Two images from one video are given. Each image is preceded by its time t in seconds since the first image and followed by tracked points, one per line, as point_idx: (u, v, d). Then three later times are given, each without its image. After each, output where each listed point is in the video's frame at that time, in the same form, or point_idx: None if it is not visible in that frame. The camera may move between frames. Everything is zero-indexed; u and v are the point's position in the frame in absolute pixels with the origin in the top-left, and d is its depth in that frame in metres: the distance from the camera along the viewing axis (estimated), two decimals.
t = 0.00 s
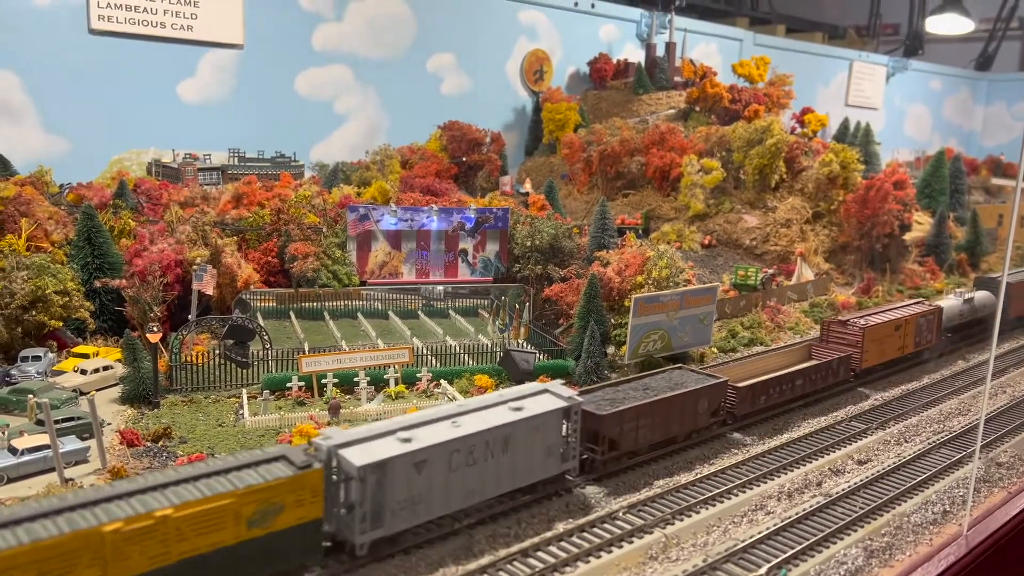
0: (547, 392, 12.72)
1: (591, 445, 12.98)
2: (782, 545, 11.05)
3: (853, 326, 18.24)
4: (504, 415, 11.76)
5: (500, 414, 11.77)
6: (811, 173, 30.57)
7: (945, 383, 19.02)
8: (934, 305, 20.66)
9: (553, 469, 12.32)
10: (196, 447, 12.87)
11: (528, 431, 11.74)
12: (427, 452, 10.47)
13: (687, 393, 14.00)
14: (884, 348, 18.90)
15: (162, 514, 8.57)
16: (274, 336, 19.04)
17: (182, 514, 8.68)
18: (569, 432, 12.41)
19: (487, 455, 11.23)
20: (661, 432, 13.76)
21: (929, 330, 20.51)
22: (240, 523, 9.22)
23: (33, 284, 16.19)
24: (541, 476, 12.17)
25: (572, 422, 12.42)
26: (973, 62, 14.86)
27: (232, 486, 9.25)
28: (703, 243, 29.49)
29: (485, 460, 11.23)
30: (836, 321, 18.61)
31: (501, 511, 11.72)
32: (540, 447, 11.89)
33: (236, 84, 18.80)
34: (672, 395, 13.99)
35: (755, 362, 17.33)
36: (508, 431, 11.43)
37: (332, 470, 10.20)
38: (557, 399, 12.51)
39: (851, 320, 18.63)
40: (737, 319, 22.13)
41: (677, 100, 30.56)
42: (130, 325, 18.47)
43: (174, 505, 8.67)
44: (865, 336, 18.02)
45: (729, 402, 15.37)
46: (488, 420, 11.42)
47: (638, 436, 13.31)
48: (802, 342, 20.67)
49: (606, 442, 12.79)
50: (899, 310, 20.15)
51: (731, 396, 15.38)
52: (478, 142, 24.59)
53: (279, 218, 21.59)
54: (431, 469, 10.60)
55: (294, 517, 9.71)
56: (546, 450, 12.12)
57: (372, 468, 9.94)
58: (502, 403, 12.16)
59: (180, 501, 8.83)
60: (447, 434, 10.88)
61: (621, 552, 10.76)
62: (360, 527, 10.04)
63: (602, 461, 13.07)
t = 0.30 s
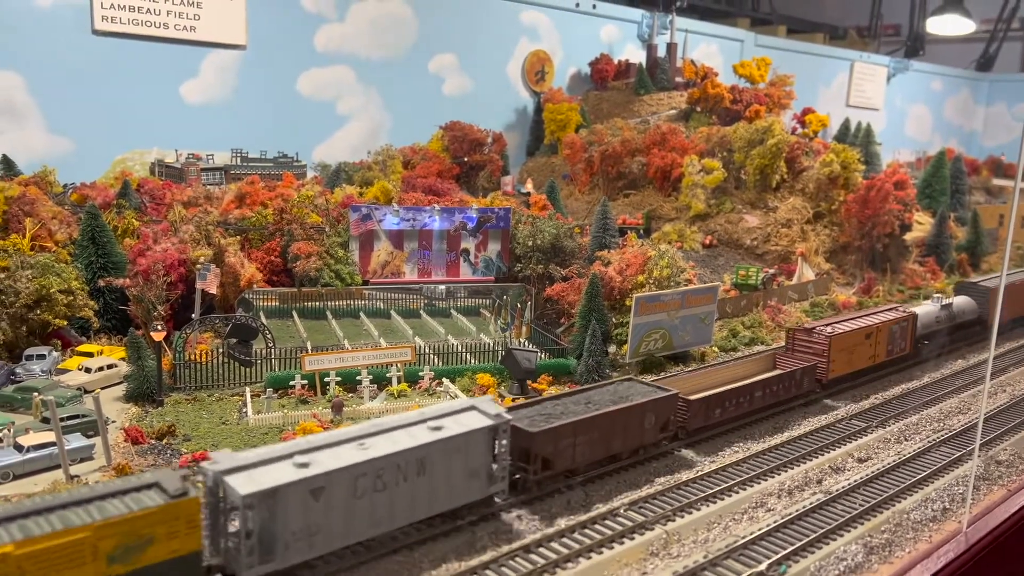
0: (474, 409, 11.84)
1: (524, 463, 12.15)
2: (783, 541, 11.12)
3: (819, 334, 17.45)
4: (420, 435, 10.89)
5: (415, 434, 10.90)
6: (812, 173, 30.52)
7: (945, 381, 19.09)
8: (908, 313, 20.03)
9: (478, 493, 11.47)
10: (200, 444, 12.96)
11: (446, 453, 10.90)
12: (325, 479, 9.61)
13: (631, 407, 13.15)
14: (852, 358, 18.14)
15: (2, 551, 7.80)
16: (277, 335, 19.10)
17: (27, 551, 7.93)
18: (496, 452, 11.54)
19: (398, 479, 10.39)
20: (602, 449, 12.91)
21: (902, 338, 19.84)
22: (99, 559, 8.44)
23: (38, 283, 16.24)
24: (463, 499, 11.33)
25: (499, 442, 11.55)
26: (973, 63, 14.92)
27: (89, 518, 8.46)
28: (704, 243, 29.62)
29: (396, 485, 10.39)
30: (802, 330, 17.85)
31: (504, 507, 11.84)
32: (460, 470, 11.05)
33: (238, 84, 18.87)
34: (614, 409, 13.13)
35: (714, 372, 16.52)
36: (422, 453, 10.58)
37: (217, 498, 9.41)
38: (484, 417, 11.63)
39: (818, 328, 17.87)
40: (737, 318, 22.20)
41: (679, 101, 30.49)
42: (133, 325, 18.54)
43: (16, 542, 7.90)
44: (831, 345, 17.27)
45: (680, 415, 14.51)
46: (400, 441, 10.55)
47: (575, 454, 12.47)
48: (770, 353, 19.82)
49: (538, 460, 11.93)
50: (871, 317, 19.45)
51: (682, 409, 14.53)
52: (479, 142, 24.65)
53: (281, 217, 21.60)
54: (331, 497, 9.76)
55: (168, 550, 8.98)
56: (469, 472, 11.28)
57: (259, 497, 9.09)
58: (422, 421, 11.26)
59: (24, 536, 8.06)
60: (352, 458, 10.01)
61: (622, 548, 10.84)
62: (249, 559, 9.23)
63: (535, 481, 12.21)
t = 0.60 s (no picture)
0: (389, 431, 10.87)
1: (449, 488, 11.18)
2: (784, 539, 11.21)
3: (781, 343, 16.65)
4: (326, 460, 9.90)
5: (320, 459, 9.88)
6: (813, 172, 30.48)
7: (945, 381, 19.18)
8: (880, 319, 19.19)
9: (392, 522, 10.47)
10: (206, 443, 13.04)
11: (355, 479, 9.90)
12: (210, 510, 8.50)
13: (569, 424, 12.31)
14: (818, 368, 17.28)
15: None
16: (280, 334, 19.17)
17: None
18: (412, 477, 10.56)
19: (297, 510, 9.34)
20: (537, 470, 12.04)
21: (874, 346, 19.00)
22: None
23: (43, 282, 16.36)
24: (374, 529, 10.31)
25: (416, 467, 10.59)
26: (973, 64, 15.16)
27: None
28: (705, 242, 29.75)
29: (294, 516, 9.33)
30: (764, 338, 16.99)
31: (507, 505, 11.92)
32: (371, 497, 10.03)
33: (240, 84, 18.94)
34: (551, 426, 12.30)
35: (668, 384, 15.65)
36: (326, 480, 9.55)
37: (81, 531, 8.08)
38: (400, 439, 10.67)
39: (781, 336, 17.02)
40: (739, 318, 22.28)
41: (680, 102, 30.63)
42: (138, 324, 18.70)
43: None
44: (794, 355, 16.41)
45: (627, 431, 13.64)
46: (304, 466, 9.55)
47: (506, 476, 11.64)
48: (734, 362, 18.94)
49: (463, 484, 11.04)
50: (840, 325, 18.63)
51: (627, 424, 13.68)
52: (481, 143, 24.80)
53: (284, 218, 22.06)
54: (217, 529, 8.66)
55: None
56: (382, 499, 10.27)
57: (131, 531, 7.91)
58: (330, 444, 10.23)
59: None
60: (243, 486, 8.94)
61: (625, 546, 10.91)
62: None
63: (461, 507, 11.28)
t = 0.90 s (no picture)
0: (288, 456, 9.87)
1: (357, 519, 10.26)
2: (789, 538, 11.21)
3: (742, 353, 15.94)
4: (208, 490, 8.89)
5: (200, 490, 8.87)
6: (815, 172, 30.42)
7: (948, 380, 19.19)
8: (851, 328, 18.49)
9: (286, 556, 9.46)
10: (209, 441, 13.06)
11: (240, 512, 8.89)
12: (59, 550, 7.47)
13: (501, 444, 11.44)
14: (781, 380, 16.57)
15: None
16: (283, 333, 19.19)
17: None
18: (309, 507, 9.54)
19: (171, 545, 8.35)
20: (462, 496, 11.08)
21: (844, 356, 18.27)
22: None
23: (47, 281, 16.40)
24: (265, 566, 9.30)
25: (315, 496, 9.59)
26: (974, 64, 15.00)
27: None
28: (706, 242, 29.41)
29: (167, 553, 8.32)
30: (725, 348, 16.33)
31: (511, 504, 11.91)
32: (261, 531, 9.03)
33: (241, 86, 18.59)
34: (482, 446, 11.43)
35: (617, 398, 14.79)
36: (206, 513, 8.56)
37: None
38: (297, 465, 9.65)
39: (743, 346, 16.37)
40: (741, 317, 22.30)
41: (682, 101, 30.65)
42: (141, 323, 18.78)
43: None
44: (755, 366, 15.75)
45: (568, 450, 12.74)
46: (181, 498, 8.57)
47: (426, 503, 10.70)
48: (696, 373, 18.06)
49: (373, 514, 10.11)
50: (808, 334, 17.96)
51: (568, 441, 12.79)
52: (483, 142, 24.91)
53: (287, 216, 22.57)
54: (69, 571, 7.63)
55: None
56: (273, 533, 9.24)
57: None
58: (217, 471, 9.21)
59: None
60: (105, 521, 7.91)
61: (630, 545, 10.91)
62: None
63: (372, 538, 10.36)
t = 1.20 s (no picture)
0: (166, 479, 8.00)
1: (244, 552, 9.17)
2: (794, 531, 11.25)
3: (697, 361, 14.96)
4: (61, 520, 7.05)
5: (51, 520, 7.00)
6: (816, 170, 30.43)
7: (950, 376, 19.22)
8: (820, 333, 17.49)
9: None
10: (215, 436, 13.13)
11: (102, 544, 7.12)
12: None
13: (418, 464, 10.40)
14: (743, 389, 15.52)
15: None
16: (287, 329, 19.23)
17: None
18: (188, 537, 7.75)
19: None
20: (373, 520, 9.99)
21: (812, 363, 17.24)
22: None
23: (51, 277, 16.51)
24: None
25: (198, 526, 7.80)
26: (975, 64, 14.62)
27: None
28: (709, 239, 29.23)
29: None
30: (683, 355, 15.32)
31: (518, 498, 11.90)
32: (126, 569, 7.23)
33: (247, 82, 19.17)
34: (397, 466, 10.32)
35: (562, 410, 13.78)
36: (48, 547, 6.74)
37: None
38: (174, 490, 7.81)
39: (701, 353, 15.36)
40: (743, 313, 22.34)
41: (684, 99, 30.61)
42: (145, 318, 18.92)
43: None
44: (712, 375, 14.73)
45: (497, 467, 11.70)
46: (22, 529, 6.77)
47: (331, 530, 9.59)
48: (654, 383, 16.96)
49: (266, 545, 9.01)
50: (773, 339, 16.92)
51: (499, 458, 11.74)
52: (485, 138, 24.69)
53: (290, 213, 22.06)
54: None
55: None
56: (139, 569, 7.46)
57: None
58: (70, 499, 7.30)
59: None
60: None
61: (636, 538, 10.95)
62: None
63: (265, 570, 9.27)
